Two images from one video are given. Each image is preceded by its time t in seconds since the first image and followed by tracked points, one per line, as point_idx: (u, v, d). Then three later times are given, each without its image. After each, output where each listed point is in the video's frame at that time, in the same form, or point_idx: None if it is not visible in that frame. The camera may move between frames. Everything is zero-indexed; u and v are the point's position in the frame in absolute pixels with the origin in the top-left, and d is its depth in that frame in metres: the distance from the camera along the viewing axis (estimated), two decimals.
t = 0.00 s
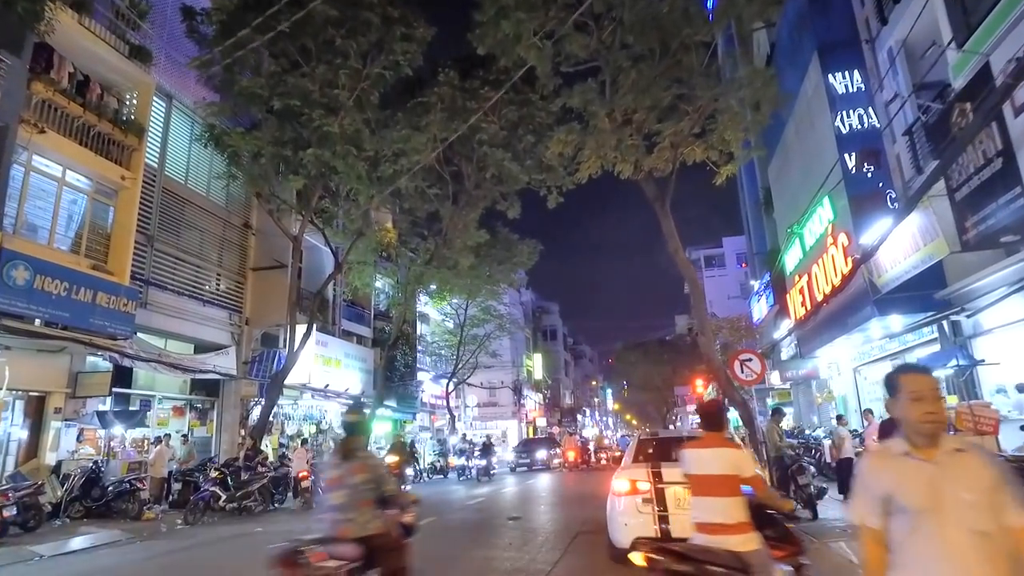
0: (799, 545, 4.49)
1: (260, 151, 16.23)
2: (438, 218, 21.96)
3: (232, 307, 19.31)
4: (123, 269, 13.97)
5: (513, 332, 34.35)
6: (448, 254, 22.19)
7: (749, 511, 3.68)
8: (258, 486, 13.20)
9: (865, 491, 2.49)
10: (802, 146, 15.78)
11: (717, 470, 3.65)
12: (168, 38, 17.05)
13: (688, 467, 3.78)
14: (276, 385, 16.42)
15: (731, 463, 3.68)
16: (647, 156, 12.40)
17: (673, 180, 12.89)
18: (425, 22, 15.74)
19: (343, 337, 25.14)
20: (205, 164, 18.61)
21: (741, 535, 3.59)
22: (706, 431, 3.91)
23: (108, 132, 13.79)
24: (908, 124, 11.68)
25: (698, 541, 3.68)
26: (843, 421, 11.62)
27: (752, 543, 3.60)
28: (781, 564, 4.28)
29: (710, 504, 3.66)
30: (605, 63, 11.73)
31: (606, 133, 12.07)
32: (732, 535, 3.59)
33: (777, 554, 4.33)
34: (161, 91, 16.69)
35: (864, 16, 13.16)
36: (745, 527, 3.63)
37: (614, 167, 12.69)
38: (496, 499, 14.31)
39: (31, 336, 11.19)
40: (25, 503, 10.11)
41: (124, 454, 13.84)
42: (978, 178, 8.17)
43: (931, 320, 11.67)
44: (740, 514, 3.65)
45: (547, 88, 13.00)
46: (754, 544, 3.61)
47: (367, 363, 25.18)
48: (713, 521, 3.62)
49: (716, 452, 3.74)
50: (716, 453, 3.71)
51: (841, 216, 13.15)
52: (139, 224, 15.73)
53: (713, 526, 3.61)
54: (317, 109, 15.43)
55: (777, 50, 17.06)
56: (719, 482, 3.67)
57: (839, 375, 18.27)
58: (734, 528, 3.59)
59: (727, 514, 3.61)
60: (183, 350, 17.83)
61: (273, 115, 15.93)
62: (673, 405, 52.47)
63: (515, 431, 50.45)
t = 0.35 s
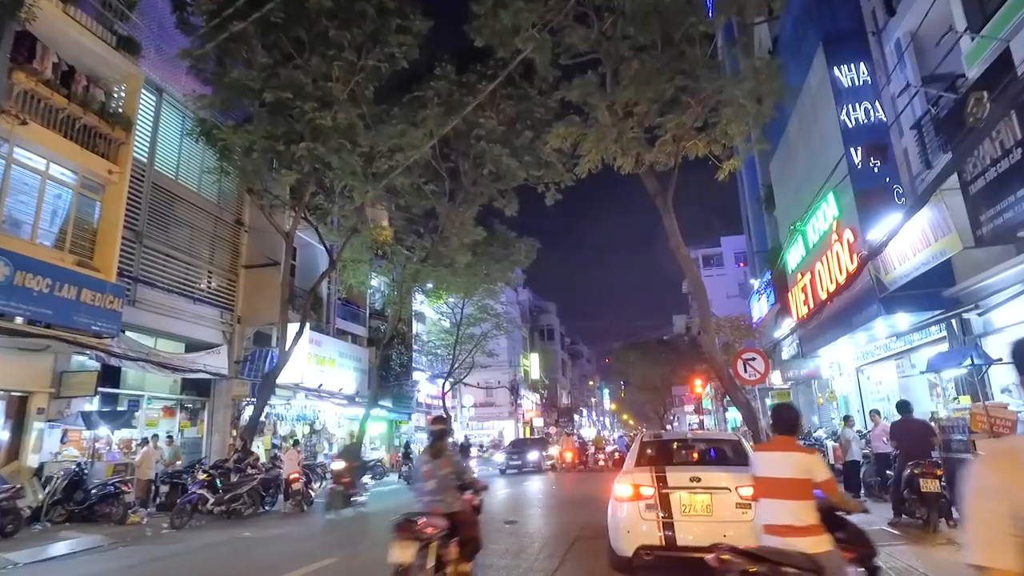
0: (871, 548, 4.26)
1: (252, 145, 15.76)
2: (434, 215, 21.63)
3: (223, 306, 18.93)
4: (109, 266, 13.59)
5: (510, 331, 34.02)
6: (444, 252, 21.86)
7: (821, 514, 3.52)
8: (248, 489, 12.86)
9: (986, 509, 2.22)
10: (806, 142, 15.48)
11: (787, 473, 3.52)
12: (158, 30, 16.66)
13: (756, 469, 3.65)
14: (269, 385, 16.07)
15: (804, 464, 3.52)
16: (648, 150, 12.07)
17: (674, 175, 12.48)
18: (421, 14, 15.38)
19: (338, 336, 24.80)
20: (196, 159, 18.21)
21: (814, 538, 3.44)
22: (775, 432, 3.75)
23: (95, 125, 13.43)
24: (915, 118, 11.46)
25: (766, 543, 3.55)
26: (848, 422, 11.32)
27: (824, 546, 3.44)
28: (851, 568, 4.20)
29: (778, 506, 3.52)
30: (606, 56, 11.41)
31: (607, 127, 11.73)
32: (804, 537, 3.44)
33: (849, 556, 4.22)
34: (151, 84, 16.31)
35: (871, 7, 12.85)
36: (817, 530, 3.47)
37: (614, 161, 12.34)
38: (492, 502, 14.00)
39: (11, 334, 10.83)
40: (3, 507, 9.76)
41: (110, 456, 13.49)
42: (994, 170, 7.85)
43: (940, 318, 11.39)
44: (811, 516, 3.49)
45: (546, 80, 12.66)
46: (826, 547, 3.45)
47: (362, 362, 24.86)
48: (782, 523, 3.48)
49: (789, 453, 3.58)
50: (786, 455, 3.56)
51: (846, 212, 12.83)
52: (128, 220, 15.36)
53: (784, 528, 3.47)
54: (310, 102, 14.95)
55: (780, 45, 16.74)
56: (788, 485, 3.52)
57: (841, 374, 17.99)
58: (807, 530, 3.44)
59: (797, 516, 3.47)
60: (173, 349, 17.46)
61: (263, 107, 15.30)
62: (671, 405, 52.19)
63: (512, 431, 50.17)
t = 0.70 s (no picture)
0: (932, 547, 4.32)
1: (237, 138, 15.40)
2: (425, 211, 21.27)
3: (210, 303, 18.54)
4: (88, 260, 13.20)
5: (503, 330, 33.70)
6: (436, 250, 21.50)
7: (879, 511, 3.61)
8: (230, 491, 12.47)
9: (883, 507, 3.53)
10: (802, 136, 15.23)
11: (845, 470, 3.63)
12: (141, 20, 16.28)
13: (810, 468, 3.78)
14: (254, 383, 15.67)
15: (865, 463, 3.62)
16: (643, 142, 11.76)
17: (669, 168, 12.17)
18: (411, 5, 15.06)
19: (328, 334, 24.43)
20: (181, 153, 17.82)
21: (874, 533, 3.53)
22: (830, 433, 3.88)
23: (74, 116, 13.04)
24: (916, 110, 11.15)
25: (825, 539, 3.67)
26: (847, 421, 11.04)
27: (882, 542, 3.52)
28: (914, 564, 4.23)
29: (836, 503, 3.63)
30: (598, 46, 11.07)
31: (600, 118, 11.39)
32: (861, 534, 3.54)
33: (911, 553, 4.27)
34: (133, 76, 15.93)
35: None
36: (876, 525, 3.56)
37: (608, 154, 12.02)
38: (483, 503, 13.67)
39: None
40: None
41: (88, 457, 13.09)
42: (1000, 160, 7.55)
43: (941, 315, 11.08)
44: (870, 513, 3.58)
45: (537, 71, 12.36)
46: (885, 542, 3.53)
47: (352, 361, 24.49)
48: (841, 520, 3.59)
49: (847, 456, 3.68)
50: (843, 453, 3.70)
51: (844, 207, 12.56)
52: (109, 214, 14.97)
53: (844, 524, 3.57)
54: (295, 92, 14.59)
55: (776, 38, 16.47)
56: (845, 483, 3.62)
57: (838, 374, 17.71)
58: (867, 527, 3.54)
59: (858, 513, 3.56)
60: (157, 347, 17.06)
61: (247, 95, 14.94)
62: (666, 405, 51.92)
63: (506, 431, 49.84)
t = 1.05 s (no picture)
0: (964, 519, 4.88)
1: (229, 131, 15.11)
2: (422, 207, 20.97)
3: (203, 299, 18.26)
4: (75, 255, 12.91)
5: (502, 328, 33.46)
6: (433, 246, 21.22)
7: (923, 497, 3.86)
8: (221, 490, 12.23)
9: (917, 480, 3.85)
10: (805, 130, 14.99)
11: (886, 460, 3.90)
12: (131, 11, 15.99)
13: (854, 462, 4.05)
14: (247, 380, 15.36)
15: (906, 451, 3.89)
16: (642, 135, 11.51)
17: (669, 161, 11.83)
18: None
19: (324, 332, 24.21)
20: (174, 148, 17.53)
21: (923, 519, 3.78)
22: (868, 425, 4.13)
23: (61, 107, 12.75)
24: (923, 100, 10.91)
25: (875, 530, 3.94)
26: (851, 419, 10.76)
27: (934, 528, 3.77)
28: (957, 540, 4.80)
29: (884, 495, 3.88)
30: (596, 35, 10.75)
31: (599, 109, 11.09)
32: (910, 522, 3.78)
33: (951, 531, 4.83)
34: (124, 68, 15.67)
35: None
36: (923, 512, 3.80)
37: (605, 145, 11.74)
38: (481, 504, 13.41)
39: None
40: None
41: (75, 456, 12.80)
42: (1015, 147, 7.23)
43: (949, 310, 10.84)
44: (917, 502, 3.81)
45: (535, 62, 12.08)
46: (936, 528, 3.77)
47: (348, 359, 24.25)
48: (889, 510, 3.85)
49: (890, 445, 3.93)
50: (885, 442, 3.96)
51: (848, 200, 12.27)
52: (98, 209, 14.69)
53: (891, 514, 3.83)
54: (287, 83, 14.29)
55: (778, 30, 16.19)
56: (890, 473, 3.88)
57: (841, 371, 17.48)
58: (917, 515, 3.78)
59: (908, 503, 3.81)
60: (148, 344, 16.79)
61: (239, 87, 14.61)
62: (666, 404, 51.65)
63: (505, 430, 49.59)
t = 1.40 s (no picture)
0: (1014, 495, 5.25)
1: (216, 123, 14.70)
2: (415, 203, 20.60)
3: (190, 296, 17.84)
4: (54, 249, 12.49)
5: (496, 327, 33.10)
6: (426, 243, 20.86)
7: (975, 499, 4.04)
8: (205, 491, 11.85)
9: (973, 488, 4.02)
10: (805, 124, 14.76)
11: (939, 465, 4.06)
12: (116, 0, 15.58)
13: (908, 466, 4.19)
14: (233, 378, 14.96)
15: (954, 455, 4.04)
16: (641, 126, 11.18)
17: (668, 153, 11.51)
18: None
19: (315, 330, 23.83)
20: (160, 141, 17.10)
21: (978, 521, 3.96)
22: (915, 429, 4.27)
23: (40, 97, 12.34)
24: (928, 92, 10.64)
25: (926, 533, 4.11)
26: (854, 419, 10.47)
27: (988, 530, 3.95)
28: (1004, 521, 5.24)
29: (938, 500, 4.04)
30: (593, 23, 10.41)
31: (597, 99, 10.70)
32: (967, 525, 3.96)
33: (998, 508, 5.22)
34: (108, 58, 15.25)
35: None
36: (977, 514, 3.97)
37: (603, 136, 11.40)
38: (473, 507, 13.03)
39: None
40: None
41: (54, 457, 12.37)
42: None
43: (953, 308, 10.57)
44: (970, 505, 3.98)
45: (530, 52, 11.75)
46: (989, 529, 3.96)
47: (339, 358, 23.86)
48: (942, 513, 4.02)
49: (941, 447, 4.08)
50: (937, 446, 4.10)
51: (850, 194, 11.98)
52: (81, 202, 14.26)
53: (946, 517, 4.00)
54: (276, 73, 13.87)
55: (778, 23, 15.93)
56: (943, 478, 4.04)
57: (840, 370, 17.22)
58: (971, 517, 3.95)
59: (960, 507, 3.98)
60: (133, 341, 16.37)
61: (227, 79, 14.17)
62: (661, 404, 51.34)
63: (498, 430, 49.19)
